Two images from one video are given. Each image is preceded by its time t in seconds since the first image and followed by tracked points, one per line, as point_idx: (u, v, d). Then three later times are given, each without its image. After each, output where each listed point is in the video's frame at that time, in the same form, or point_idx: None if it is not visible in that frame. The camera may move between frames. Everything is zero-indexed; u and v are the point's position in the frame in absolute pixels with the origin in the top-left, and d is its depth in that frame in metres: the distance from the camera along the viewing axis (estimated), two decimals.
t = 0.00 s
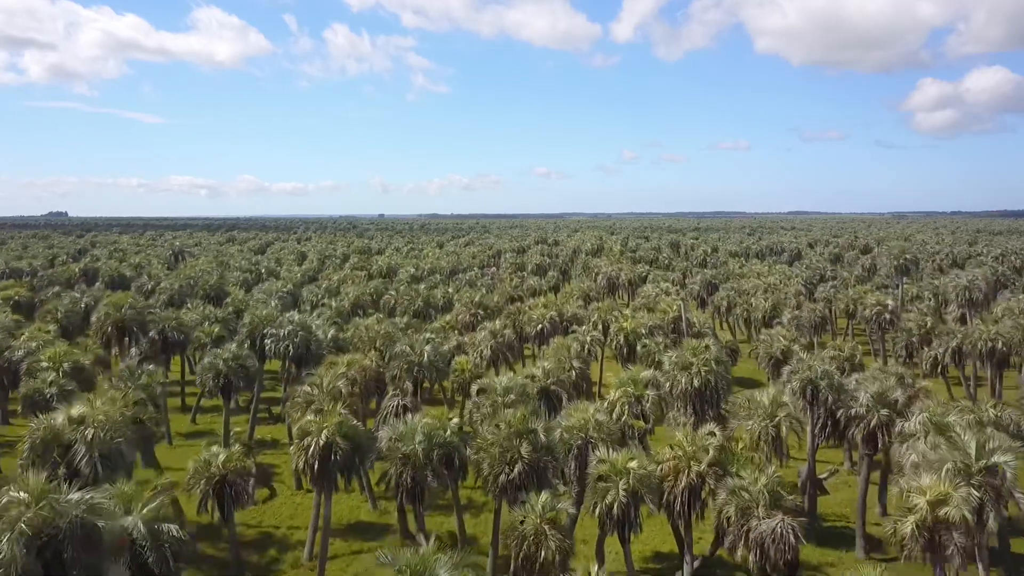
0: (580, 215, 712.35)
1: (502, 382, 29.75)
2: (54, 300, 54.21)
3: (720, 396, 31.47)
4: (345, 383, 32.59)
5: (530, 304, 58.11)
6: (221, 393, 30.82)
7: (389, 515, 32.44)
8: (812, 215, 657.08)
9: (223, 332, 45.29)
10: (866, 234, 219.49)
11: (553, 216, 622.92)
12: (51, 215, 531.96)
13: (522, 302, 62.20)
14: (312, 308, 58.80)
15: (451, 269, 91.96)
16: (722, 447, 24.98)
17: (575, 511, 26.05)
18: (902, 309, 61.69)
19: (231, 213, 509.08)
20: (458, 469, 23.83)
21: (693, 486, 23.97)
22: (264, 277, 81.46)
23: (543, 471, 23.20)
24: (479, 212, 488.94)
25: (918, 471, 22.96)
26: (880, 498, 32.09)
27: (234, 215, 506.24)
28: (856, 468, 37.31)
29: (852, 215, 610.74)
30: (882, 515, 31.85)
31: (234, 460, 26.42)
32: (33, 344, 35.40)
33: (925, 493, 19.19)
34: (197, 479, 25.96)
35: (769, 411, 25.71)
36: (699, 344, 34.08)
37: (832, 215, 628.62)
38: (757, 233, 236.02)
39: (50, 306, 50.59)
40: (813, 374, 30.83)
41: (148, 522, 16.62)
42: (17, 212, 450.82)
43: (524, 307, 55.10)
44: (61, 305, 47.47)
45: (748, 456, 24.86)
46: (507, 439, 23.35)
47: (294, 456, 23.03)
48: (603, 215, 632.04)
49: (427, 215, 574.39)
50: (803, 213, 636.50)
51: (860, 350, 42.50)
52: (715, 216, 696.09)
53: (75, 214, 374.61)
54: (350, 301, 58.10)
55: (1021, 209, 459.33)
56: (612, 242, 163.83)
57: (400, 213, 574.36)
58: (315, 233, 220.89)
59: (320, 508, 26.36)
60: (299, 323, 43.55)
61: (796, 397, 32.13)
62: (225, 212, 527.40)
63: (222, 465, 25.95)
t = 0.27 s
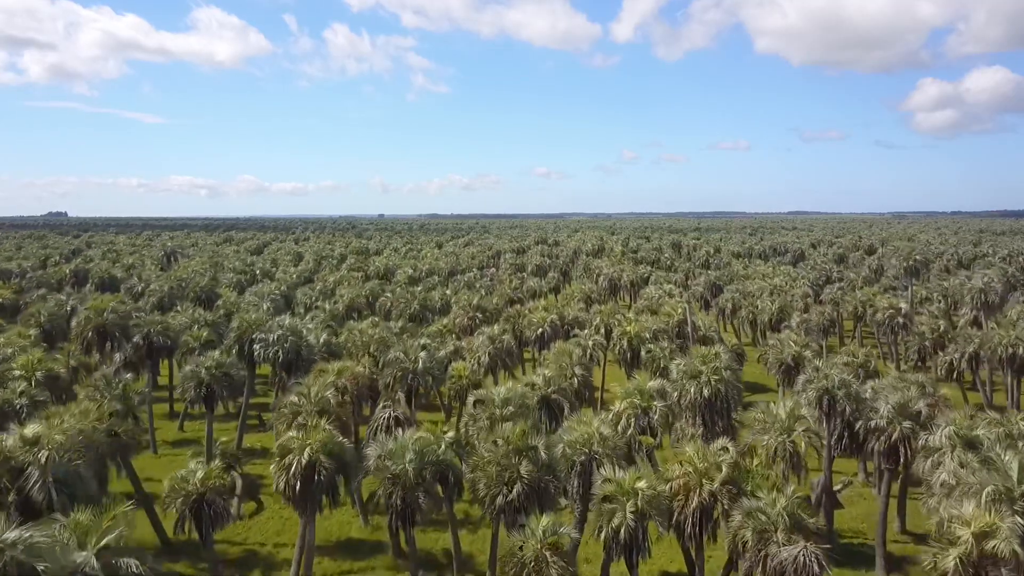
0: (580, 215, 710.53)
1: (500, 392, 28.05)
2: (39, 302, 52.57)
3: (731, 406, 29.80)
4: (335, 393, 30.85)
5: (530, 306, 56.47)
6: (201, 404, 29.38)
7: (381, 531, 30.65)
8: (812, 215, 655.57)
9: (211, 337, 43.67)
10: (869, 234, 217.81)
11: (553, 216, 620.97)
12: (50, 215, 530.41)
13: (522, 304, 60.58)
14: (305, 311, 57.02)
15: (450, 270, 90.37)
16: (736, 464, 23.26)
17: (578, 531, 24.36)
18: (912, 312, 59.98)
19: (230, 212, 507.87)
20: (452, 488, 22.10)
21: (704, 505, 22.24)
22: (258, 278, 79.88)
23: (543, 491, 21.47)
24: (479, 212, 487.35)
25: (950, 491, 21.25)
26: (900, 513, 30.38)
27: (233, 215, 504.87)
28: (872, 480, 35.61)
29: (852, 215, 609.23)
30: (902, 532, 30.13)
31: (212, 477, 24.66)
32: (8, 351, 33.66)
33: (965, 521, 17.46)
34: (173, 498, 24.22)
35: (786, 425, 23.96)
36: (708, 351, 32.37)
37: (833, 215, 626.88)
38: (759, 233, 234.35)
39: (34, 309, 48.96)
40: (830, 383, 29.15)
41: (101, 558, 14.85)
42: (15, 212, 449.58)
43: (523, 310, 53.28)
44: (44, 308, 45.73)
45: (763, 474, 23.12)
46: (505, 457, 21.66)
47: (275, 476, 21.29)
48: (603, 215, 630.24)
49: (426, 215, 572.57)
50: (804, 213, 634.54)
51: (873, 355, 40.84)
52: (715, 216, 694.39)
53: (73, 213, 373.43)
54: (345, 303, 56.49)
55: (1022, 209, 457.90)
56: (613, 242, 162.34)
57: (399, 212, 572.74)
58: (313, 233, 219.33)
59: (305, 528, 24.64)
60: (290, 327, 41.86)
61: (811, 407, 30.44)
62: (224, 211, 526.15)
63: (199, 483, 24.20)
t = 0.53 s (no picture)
0: (580, 215, 708.67)
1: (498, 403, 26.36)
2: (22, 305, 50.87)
3: (742, 418, 28.12)
4: (323, 404, 29.17)
5: (529, 309, 54.86)
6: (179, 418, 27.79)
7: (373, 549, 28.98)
8: (812, 215, 654.22)
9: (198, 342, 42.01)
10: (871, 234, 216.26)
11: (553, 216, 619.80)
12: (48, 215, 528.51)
13: (522, 307, 58.97)
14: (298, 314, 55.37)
15: (448, 271, 88.77)
16: (752, 483, 21.58)
17: (581, 556, 22.66)
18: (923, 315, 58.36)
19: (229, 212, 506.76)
20: (444, 510, 20.38)
21: (719, 529, 20.52)
22: (252, 280, 78.29)
23: (544, 514, 19.75)
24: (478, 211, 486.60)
25: (986, 517, 19.54)
26: (921, 530, 28.72)
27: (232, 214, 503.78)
28: (888, 493, 33.96)
29: (853, 215, 607.90)
30: (924, 550, 28.47)
31: (188, 496, 22.88)
32: None
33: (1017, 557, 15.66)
34: (146, 520, 22.42)
35: (806, 441, 22.20)
36: (717, 358, 30.66)
37: (833, 215, 625.34)
38: (760, 233, 232.83)
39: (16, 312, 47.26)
40: (849, 394, 27.51)
41: None
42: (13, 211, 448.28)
43: (523, 313, 51.59)
44: (25, 312, 43.97)
45: (782, 494, 21.41)
46: (503, 478, 19.98)
47: (251, 499, 19.49)
48: (603, 215, 628.90)
49: (425, 214, 570.66)
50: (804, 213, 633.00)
51: (887, 361, 39.20)
52: (715, 216, 692.84)
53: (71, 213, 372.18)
54: (339, 306, 54.89)
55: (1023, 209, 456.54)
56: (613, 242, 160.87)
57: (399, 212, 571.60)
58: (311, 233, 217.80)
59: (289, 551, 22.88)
60: (279, 333, 40.17)
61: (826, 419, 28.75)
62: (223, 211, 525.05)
63: (174, 503, 22.41)
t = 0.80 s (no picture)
0: (580, 215, 707.21)
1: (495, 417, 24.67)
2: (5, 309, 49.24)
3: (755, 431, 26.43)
4: (309, 416, 27.44)
5: (529, 312, 53.21)
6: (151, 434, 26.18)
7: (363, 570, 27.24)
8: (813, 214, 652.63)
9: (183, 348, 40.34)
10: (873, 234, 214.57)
11: (552, 216, 618.53)
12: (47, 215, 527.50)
13: (522, 309, 57.38)
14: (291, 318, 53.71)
15: (447, 272, 87.13)
16: (771, 507, 19.82)
17: None
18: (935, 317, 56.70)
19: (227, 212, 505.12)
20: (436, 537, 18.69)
21: (735, 558, 18.80)
22: (246, 281, 76.69)
23: (544, 543, 18.05)
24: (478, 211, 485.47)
25: None
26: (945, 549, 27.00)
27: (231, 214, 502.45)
28: (907, 507, 32.27)
29: (854, 215, 606.42)
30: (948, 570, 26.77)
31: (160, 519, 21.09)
32: None
33: None
34: (113, 546, 20.66)
35: (830, 461, 20.41)
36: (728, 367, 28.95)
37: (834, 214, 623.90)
38: (762, 233, 231.17)
39: None
40: (869, 406, 25.79)
41: None
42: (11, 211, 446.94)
43: (522, 316, 49.92)
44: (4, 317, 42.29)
45: (804, 519, 19.65)
46: (500, 503, 18.29)
47: (223, 528, 17.73)
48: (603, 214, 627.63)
49: (425, 214, 569.35)
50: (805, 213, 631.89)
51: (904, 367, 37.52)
52: (716, 215, 691.21)
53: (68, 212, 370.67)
54: (333, 310, 53.28)
55: None
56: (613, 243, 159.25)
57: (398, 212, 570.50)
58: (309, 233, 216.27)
59: None
60: (268, 338, 38.48)
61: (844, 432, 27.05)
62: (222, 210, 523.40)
63: (143, 528, 20.61)
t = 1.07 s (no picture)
0: (580, 215, 706.19)
1: (492, 432, 22.92)
2: None
3: (770, 447, 24.69)
4: (294, 429, 25.74)
5: (528, 315, 51.55)
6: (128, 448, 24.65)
7: None
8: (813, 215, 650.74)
9: (167, 354, 38.61)
10: (876, 235, 212.90)
11: (552, 216, 617.54)
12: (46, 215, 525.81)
13: (520, 312, 55.75)
14: (282, 321, 52.02)
15: (445, 273, 85.52)
16: (792, 534, 18.05)
17: None
18: (947, 321, 55.02)
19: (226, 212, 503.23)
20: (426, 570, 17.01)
21: None
22: (239, 284, 75.02)
23: None
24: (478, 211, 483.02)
25: None
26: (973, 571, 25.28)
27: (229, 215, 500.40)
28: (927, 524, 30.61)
29: (854, 215, 604.50)
30: None
31: (126, 547, 19.31)
32: None
33: None
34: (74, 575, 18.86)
35: (857, 484, 18.65)
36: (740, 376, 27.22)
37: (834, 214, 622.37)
38: (763, 233, 229.51)
39: None
40: (893, 420, 24.09)
41: None
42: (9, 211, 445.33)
43: (521, 319, 48.20)
44: None
45: (829, 549, 17.89)
46: (496, 533, 16.65)
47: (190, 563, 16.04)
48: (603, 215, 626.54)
49: (424, 214, 567.74)
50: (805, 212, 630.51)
51: (923, 375, 35.76)
52: (716, 215, 689.67)
53: (64, 213, 368.70)
54: (326, 313, 51.66)
55: None
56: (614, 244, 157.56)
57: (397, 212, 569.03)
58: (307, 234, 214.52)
59: None
60: (255, 344, 36.77)
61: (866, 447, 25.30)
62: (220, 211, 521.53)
63: (109, 556, 18.85)
